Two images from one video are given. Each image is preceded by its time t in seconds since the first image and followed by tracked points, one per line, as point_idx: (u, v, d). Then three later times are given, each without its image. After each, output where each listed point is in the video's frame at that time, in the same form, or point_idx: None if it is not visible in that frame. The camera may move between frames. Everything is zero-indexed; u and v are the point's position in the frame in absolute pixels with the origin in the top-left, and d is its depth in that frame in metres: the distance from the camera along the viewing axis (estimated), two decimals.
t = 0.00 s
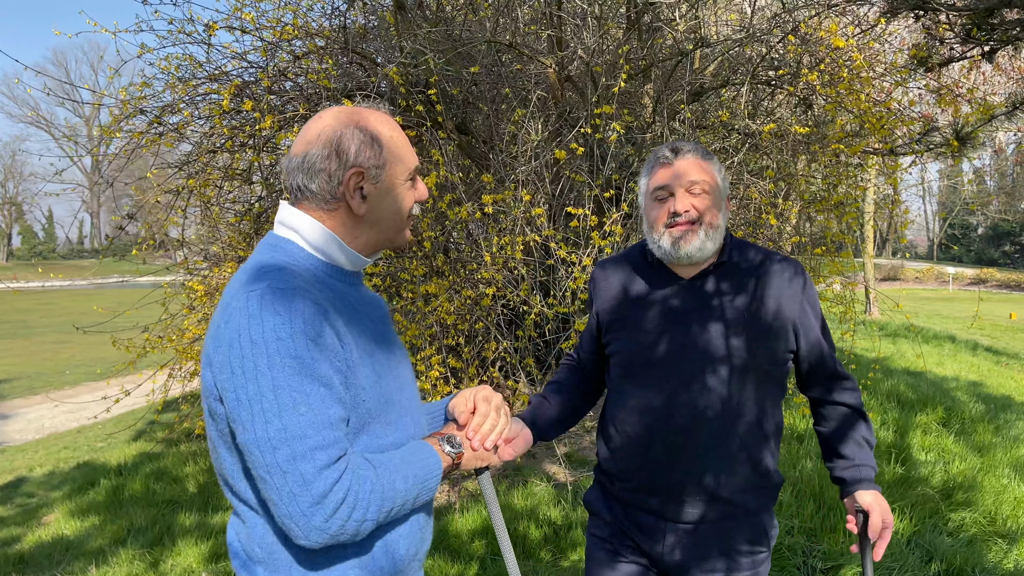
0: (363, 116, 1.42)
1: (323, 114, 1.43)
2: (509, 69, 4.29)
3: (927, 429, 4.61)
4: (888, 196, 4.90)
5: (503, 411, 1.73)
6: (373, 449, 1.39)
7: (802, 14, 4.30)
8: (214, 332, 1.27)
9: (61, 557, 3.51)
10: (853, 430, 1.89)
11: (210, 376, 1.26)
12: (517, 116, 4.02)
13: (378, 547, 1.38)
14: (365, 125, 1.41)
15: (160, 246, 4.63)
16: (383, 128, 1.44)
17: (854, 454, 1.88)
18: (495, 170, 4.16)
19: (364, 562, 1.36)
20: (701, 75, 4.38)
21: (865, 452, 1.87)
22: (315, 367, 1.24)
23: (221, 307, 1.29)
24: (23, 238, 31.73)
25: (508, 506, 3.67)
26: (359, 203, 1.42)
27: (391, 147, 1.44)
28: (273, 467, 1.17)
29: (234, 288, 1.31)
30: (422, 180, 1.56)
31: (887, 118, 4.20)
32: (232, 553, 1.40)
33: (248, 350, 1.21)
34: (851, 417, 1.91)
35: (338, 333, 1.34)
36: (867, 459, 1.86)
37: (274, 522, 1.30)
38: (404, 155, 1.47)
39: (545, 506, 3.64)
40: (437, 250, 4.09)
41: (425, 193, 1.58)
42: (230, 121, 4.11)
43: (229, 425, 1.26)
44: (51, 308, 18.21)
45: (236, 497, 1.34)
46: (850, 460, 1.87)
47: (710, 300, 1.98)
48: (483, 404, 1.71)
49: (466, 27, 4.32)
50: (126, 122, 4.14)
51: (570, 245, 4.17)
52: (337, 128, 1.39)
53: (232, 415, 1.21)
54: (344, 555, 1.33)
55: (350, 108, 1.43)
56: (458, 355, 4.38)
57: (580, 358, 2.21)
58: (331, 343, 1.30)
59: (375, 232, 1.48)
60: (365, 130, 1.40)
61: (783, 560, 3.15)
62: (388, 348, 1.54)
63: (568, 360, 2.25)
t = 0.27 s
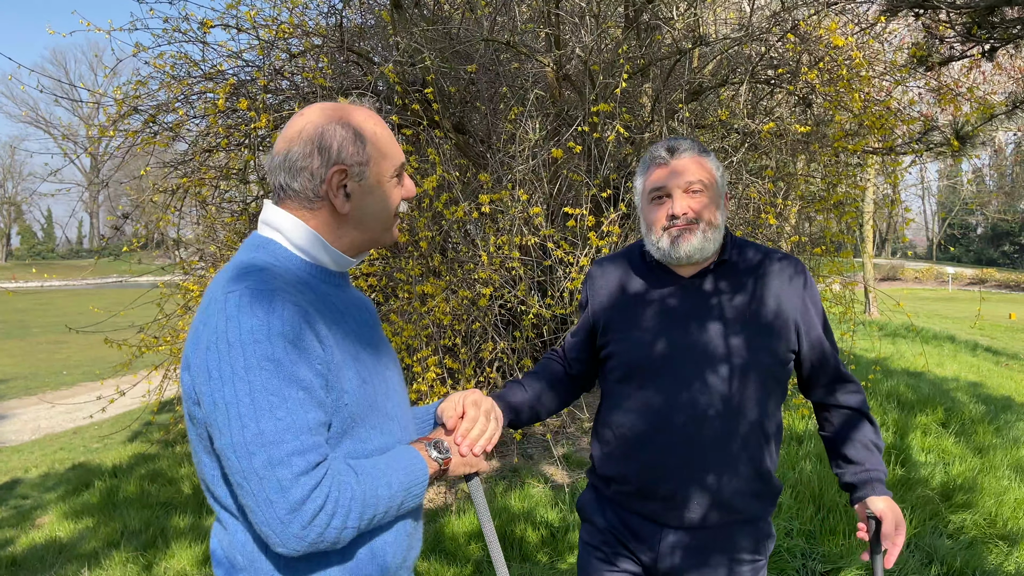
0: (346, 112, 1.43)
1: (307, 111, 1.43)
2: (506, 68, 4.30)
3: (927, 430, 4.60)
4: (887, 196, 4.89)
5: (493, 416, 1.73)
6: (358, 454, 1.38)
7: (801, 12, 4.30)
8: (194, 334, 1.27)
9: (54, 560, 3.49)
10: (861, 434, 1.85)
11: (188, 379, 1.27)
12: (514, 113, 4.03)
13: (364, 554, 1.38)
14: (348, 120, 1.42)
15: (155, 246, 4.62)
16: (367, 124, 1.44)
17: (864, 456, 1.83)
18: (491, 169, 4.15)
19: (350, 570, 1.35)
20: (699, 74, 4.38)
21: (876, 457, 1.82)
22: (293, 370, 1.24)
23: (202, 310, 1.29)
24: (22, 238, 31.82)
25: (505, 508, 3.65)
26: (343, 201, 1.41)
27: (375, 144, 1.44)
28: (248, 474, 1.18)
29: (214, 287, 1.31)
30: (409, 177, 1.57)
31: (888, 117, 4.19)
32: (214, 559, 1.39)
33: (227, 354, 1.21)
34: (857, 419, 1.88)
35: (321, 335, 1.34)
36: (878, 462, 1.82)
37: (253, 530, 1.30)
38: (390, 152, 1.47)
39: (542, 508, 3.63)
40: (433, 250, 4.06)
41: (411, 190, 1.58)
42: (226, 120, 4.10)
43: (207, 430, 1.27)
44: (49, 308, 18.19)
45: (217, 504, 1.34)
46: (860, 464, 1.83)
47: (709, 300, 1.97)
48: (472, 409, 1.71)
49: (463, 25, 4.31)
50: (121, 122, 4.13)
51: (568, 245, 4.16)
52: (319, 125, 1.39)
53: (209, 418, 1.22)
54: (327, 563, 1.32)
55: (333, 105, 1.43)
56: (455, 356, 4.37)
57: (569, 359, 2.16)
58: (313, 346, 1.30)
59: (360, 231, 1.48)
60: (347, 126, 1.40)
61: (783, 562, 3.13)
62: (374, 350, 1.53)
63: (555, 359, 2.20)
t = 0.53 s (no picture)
0: (340, 110, 1.42)
1: (298, 109, 1.43)
2: (505, 67, 4.29)
3: (928, 431, 4.59)
4: (889, 196, 4.88)
5: (490, 418, 1.76)
6: (353, 457, 1.37)
7: (802, 12, 4.29)
8: (186, 336, 1.27)
9: (51, 561, 3.48)
10: (864, 435, 1.86)
11: (179, 382, 1.26)
12: (513, 112, 4.02)
13: (359, 558, 1.37)
14: (342, 117, 1.41)
15: (154, 246, 4.61)
16: (360, 122, 1.43)
17: (867, 458, 1.83)
18: (491, 169, 4.14)
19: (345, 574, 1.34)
20: (700, 74, 4.37)
21: (878, 459, 1.83)
22: (285, 372, 1.23)
23: (194, 311, 1.29)
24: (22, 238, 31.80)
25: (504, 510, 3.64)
26: (336, 199, 1.41)
27: (368, 141, 1.43)
28: (239, 477, 1.17)
29: (206, 288, 1.31)
30: (403, 176, 1.56)
31: (890, 117, 4.18)
32: (209, 562, 1.39)
33: (218, 356, 1.21)
34: (860, 421, 1.88)
35: (315, 336, 1.33)
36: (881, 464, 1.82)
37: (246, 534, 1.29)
38: (384, 150, 1.47)
39: (542, 510, 3.62)
40: (432, 250, 4.05)
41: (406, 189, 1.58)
42: (224, 120, 4.09)
43: (198, 433, 1.26)
44: (48, 308, 18.18)
45: (211, 508, 1.34)
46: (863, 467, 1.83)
47: (710, 300, 1.96)
48: (470, 411, 1.72)
49: (463, 24, 4.30)
50: (119, 121, 4.12)
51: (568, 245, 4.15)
52: (311, 123, 1.38)
53: (200, 422, 1.21)
54: (322, 567, 1.31)
55: (326, 102, 1.43)
56: (455, 356, 4.35)
57: (572, 361, 2.15)
58: (307, 348, 1.29)
59: (354, 230, 1.47)
60: (339, 124, 1.40)
61: (784, 564, 3.12)
62: (369, 351, 1.52)
63: (559, 360, 2.19)
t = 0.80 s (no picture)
0: (342, 113, 1.41)
1: (301, 113, 1.42)
2: (507, 67, 4.28)
3: (932, 433, 4.58)
4: (892, 196, 4.87)
5: (495, 424, 1.74)
6: (357, 465, 1.36)
7: (805, 12, 4.28)
8: (188, 344, 1.26)
9: (50, 565, 3.46)
10: (875, 441, 1.84)
11: (180, 390, 1.25)
12: (515, 112, 4.01)
13: (363, 569, 1.35)
14: (344, 121, 1.40)
15: (153, 246, 4.60)
16: (363, 126, 1.42)
17: (877, 464, 1.82)
18: (493, 170, 4.13)
19: None
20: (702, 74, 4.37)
21: (889, 466, 1.81)
22: (288, 381, 1.21)
23: (196, 319, 1.27)
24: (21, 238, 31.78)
25: (506, 513, 3.62)
26: (338, 205, 1.39)
27: (371, 146, 1.42)
28: (240, 488, 1.16)
29: (207, 295, 1.30)
30: (406, 179, 1.55)
31: (894, 118, 4.17)
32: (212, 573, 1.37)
33: (220, 364, 1.19)
34: (871, 426, 1.86)
35: (318, 344, 1.32)
36: (892, 470, 1.81)
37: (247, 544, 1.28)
38: (387, 154, 1.45)
39: (544, 513, 3.60)
40: (434, 251, 4.04)
41: (409, 193, 1.56)
42: (224, 120, 4.08)
43: (199, 443, 1.25)
44: (48, 308, 18.16)
45: (213, 518, 1.33)
46: (874, 473, 1.81)
47: (718, 304, 1.94)
48: (475, 418, 1.69)
49: (464, 25, 4.29)
50: (118, 122, 4.11)
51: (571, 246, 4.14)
52: (313, 127, 1.38)
53: (201, 431, 1.20)
54: None
55: (328, 106, 1.42)
56: (456, 359, 4.34)
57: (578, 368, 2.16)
58: (309, 355, 1.28)
59: (357, 235, 1.46)
60: (342, 128, 1.39)
61: (789, 568, 3.10)
62: (372, 359, 1.50)
63: (564, 364, 2.19)
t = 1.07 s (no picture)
0: (347, 118, 1.41)
1: (306, 117, 1.42)
2: (509, 67, 4.27)
3: (935, 435, 4.58)
4: (894, 197, 4.87)
5: (501, 431, 1.73)
6: (362, 473, 1.35)
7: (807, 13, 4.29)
8: (190, 351, 1.25)
9: (49, 568, 3.45)
10: (885, 447, 1.82)
11: (183, 398, 1.25)
12: (518, 113, 4.02)
13: None
14: (350, 126, 1.39)
15: (153, 247, 4.59)
16: (369, 131, 1.42)
17: (889, 469, 1.80)
18: (495, 171, 4.13)
19: None
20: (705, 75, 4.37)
21: (900, 472, 1.79)
22: (291, 388, 1.20)
23: (199, 326, 1.27)
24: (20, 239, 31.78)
25: (508, 516, 3.62)
26: (342, 210, 1.39)
27: (377, 150, 1.41)
28: (243, 496, 1.15)
29: (210, 303, 1.29)
30: (412, 185, 1.55)
31: (897, 119, 4.17)
32: None
33: (223, 371, 1.18)
34: (881, 432, 1.85)
35: (323, 351, 1.31)
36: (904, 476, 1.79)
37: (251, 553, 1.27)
38: (393, 159, 1.45)
39: (546, 516, 3.60)
40: (435, 253, 4.03)
41: (415, 199, 1.56)
42: (224, 121, 4.07)
43: (202, 451, 1.24)
44: (47, 309, 18.15)
45: (216, 527, 1.32)
46: (885, 479, 1.79)
47: (724, 310, 1.93)
48: (481, 424, 1.69)
49: (465, 25, 4.28)
50: (118, 122, 4.10)
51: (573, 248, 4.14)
52: (319, 130, 1.37)
53: (204, 439, 1.19)
54: None
55: (334, 110, 1.41)
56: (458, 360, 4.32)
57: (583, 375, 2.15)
58: (314, 363, 1.27)
59: (362, 240, 1.45)
60: (348, 133, 1.38)
61: (794, 571, 3.10)
62: (377, 366, 1.49)
63: (571, 371, 2.19)
